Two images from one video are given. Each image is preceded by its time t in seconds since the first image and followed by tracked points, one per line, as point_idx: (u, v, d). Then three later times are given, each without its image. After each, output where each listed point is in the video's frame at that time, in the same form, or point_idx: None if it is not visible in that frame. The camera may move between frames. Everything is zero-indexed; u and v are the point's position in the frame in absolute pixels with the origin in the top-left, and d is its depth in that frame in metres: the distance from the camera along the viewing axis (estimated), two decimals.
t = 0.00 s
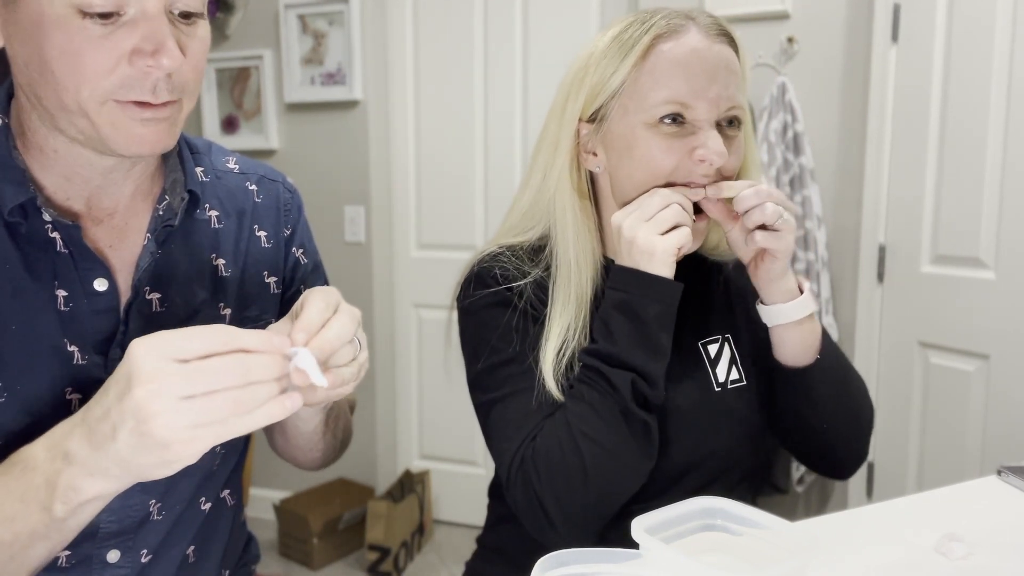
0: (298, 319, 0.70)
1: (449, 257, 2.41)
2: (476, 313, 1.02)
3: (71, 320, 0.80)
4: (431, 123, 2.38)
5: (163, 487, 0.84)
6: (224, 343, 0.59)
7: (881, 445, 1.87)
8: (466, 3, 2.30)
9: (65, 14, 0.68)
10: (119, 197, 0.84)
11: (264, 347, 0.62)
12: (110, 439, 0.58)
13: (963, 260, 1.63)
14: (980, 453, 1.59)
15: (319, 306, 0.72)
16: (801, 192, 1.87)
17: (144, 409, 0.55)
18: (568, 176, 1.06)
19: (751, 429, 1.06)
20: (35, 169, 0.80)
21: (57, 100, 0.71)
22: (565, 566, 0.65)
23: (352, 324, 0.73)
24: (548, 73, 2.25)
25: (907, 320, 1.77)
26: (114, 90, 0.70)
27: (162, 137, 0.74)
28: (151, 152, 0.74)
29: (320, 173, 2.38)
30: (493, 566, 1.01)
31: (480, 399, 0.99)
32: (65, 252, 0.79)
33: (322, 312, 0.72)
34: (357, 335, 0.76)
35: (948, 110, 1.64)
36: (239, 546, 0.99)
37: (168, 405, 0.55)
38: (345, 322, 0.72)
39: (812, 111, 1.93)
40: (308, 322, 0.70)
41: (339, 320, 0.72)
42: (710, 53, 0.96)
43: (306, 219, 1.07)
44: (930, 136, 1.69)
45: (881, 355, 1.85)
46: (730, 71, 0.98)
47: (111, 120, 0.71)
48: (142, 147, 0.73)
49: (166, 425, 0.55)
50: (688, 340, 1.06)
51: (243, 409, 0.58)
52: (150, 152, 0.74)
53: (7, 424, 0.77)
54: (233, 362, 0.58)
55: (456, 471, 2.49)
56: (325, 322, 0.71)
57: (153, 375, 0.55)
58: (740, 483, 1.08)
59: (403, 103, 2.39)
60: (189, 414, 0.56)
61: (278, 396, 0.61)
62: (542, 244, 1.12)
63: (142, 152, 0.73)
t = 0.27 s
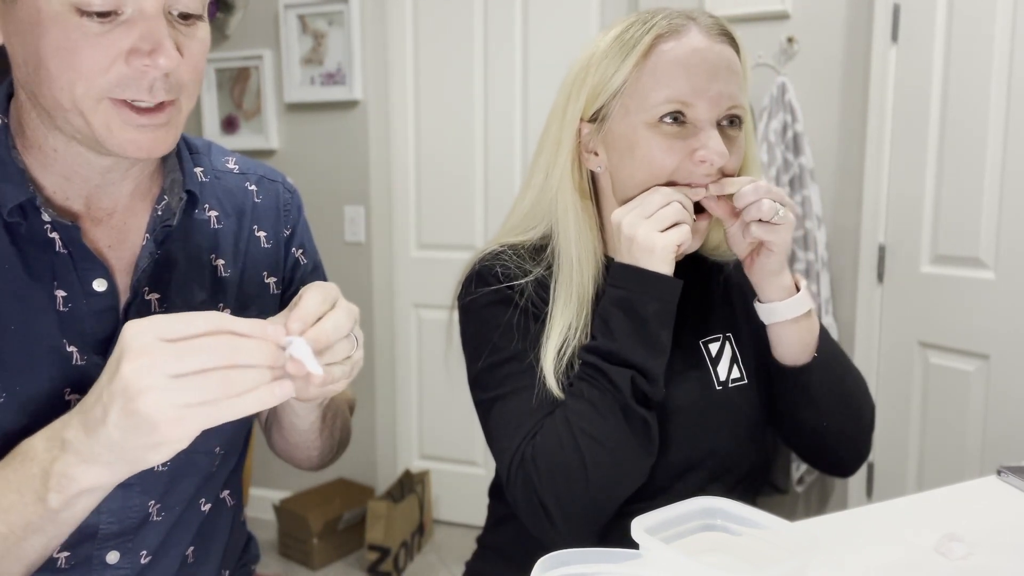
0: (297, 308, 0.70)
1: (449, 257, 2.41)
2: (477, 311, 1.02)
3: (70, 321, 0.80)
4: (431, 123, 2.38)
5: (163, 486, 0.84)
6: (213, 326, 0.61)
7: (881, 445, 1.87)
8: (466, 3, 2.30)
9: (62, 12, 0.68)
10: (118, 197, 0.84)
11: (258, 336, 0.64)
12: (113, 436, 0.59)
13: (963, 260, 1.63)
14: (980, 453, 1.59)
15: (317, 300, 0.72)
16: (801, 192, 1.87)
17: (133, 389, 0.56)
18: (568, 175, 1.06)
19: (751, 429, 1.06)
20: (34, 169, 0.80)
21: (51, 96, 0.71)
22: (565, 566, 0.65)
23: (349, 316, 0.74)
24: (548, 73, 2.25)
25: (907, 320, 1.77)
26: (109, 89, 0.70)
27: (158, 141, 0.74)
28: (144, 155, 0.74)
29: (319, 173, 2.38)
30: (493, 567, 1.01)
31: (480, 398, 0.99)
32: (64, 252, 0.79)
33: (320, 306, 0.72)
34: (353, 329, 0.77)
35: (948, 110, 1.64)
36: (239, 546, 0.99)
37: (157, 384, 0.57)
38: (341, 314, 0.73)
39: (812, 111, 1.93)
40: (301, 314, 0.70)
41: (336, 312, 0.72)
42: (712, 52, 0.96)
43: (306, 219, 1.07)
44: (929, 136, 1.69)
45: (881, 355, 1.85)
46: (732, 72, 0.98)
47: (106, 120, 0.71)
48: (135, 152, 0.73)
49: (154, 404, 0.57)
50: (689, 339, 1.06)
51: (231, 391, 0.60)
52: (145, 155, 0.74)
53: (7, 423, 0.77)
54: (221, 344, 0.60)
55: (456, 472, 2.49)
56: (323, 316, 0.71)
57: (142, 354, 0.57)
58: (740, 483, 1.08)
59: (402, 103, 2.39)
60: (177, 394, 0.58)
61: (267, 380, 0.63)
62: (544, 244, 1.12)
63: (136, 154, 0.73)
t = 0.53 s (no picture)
0: (299, 305, 0.70)
1: (449, 257, 2.41)
2: (479, 310, 1.03)
3: (70, 321, 0.80)
4: (431, 123, 2.38)
5: (163, 486, 0.84)
6: (213, 322, 0.61)
7: (881, 445, 1.87)
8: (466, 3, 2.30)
9: (61, 10, 0.68)
10: (117, 198, 0.84)
11: (258, 332, 0.63)
12: (115, 433, 0.59)
13: (963, 260, 1.63)
14: (980, 453, 1.59)
15: (321, 299, 0.72)
16: (800, 192, 1.87)
17: (131, 385, 0.57)
18: (568, 176, 1.06)
19: (751, 429, 1.06)
20: (33, 169, 0.80)
21: (49, 95, 0.71)
22: (564, 566, 0.65)
23: (351, 315, 0.73)
24: (548, 73, 2.25)
25: (907, 320, 1.77)
26: (107, 88, 0.70)
27: (155, 142, 0.74)
28: (141, 156, 0.74)
29: (319, 174, 2.38)
30: (493, 567, 1.01)
31: (481, 397, 0.99)
32: (63, 252, 0.79)
33: (325, 303, 0.72)
34: (356, 330, 0.76)
35: (947, 110, 1.64)
36: (239, 547, 0.99)
37: (154, 380, 0.57)
38: (343, 313, 0.72)
39: (811, 111, 1.93)
40: (303, 310, 0.70)
41: (338, 311, 0.72)
42: (708, 51, 0.96)
43: (305, 219, 1.07)
44: (929, 136, 1.69)
45: (881, 355, 1.85)
46: (728, 70, 0.98)
47: (104, 120, 0.71)
48: (133, 152, 0.73)
49: (151, 400, 0.57)
50: (690, 338, 1.06)
51: (228, 387, 0.60)
52: (143, 155, 0.74)
53: (6, 423, 0.77)
54: (218, 341, 0.59)
55: (456, 472, 2.49)
56: (324, 313, 0.71)
57: (139, 350, 0.57)
58: (741, 482, 1.08)
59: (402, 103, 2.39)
60: (174, 391, 0.58)
61: (265, 377, 0.62)
62: (546, 244, 1.12)
63: (134, 154, 0.73)
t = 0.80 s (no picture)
0: (297, 304, 0.71)
1: (449, 257, 2.41)
2: (477, 310, 1.02)
3: (69, 322, 0.80)
4: (431, 123, 2.38)
5: (162, 487, 0.84)
6: (210, 323, 0.60)
7: (880, 445, 1.87)
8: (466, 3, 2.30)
9: (61, 10, 0.68)
10: (116, 198, 0.84)
11: (256, 333, 0.63)
12: (116, 435, 0.59)
13: (963, 260, 1.63)
14: (980, 453, 1.59)
15: (318, 298, 0.72)
16: (800, 192, 1.87)
17: (128, 386, 0.57)
18: (567, 176, 1.06)
19: (751, 430, 1.06)
20: (33, 169, 0.80)
21: (48, 94, 0.71)
22: (564, 566, 0.65)
23: (350, 316, 0.73)
24: (548, 73, 2.25)
25: (907, 321, 1.77)
26: (106, 88, 0.70)
27: (155, 142, 0.74)
28: (140, 156, 0.74)
29: (320, 174, 2.38)
30: (493, 567, 1.01)
31: (479, 398, 1.00)
32: (63, 252, 0.79)
33: (322, 302, 0.72)
34: (354, 330, 0.76)
35: (947, 109, 1.64)
36: (238, 547, 0.99)
37: (151, 381, 0.57)
38: (342, 313, 0.72)
39: (811, 111, 1.93)
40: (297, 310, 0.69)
41: (337, 311, 0.72)
42: (705, 50, 0.96)
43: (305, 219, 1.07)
44: (929, 136, 1.69)
45: (881, 355, 1.85)
46: (725, 68, 0.98)
47: (103, 120, 0.71)
48: (132, 152, 0.73)
49: (148, 401, 0.57)
50: (690, 338, 1.06)
51: (226, 388, 0.60)
52: (142, 155, 0.74)
53: (6, 424, 0.77)
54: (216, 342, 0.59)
55: (456, 472, 2.49)
56: (323, 312, 0.71)
57: (136, 351, 0.57)
58: (740, 483, 1.08)
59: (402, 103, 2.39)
60: (171, 391, 0.58)
61: (263, 378, 0.62)
62: (545, 244, 1.12)
63: (133, 154, 0.73)
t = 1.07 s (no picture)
0: (295, 302, 0.71)
1: (449, 257, 2.41)
2: (471, 313, 1.03)
3: (69, 321, 0.80)
4: (431, 123, 2.38)
5: (162, 486, 0.84)
6: (208, 317, 0.61)
7: (880, 445, 1.87)
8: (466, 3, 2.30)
9: (62, 10, 0.68)
10: (116, 198, 0.84)
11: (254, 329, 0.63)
12: (117, 433, 0.59)
13: (963, 260, 1.63)
14: (980, 453, 1.59)
15: (317, 297, 0.72)
16: (800, 192, 1.87)
17: (126, 375, 0.57)
18: (566, 175, 1.06)
19: (750, 431, 1.06)
20: (33, 168, 0.80)
21: (48, 94, 0.71)
22: (564, 566, 0.65)
23: (347, 314, 0.73)
24: (548, 73, 2.25)
25: (907, 320, 1.77)
26: (106, 88, 0.70)
27: (155, 142, 0.74)
28: (141, 156, 0.73)
29: (319, 173, 2.38)
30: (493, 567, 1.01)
31: (474, 400, 1.00)
32: (63, 252, 0.79)
33: (321, 301, 0.72)
34: (351, 331, 0.76)
35: (947, 109, 1.64)
36: (238, 547, 0.99)
37: (150, 372, 0.57)
38: (339, 312, 0.72)
39: (811, 111, 1.93)
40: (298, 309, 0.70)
41: (334, 310, 0.72)
42: (708, 50, 0.96)
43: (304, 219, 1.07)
44: (928, 135, 1.69)
45: (881, 355, 1.85)
46: (728, 69, 0.98)
47: (104, 120, 0.71)
48: (132, 152, 0.73)
49: (146, 391, 0.57)
50: (689, 339, 1.06)
51: (223, 382, 0.60)
52: (142, 155, 0.73)
53: (5, 423, 0.77)
54: (217, 335, 0.59)
55: (456, 472, 2.49)
56: (321, 312, 0.71)
57: (136, 341, 0.57)
58: (739, 483, 1.08)
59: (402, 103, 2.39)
60: (169, 383, 0.58)
61: (262, 374, 0.62)
62: (541, 244, 1.12)
63: (133, 154, 0.73)
